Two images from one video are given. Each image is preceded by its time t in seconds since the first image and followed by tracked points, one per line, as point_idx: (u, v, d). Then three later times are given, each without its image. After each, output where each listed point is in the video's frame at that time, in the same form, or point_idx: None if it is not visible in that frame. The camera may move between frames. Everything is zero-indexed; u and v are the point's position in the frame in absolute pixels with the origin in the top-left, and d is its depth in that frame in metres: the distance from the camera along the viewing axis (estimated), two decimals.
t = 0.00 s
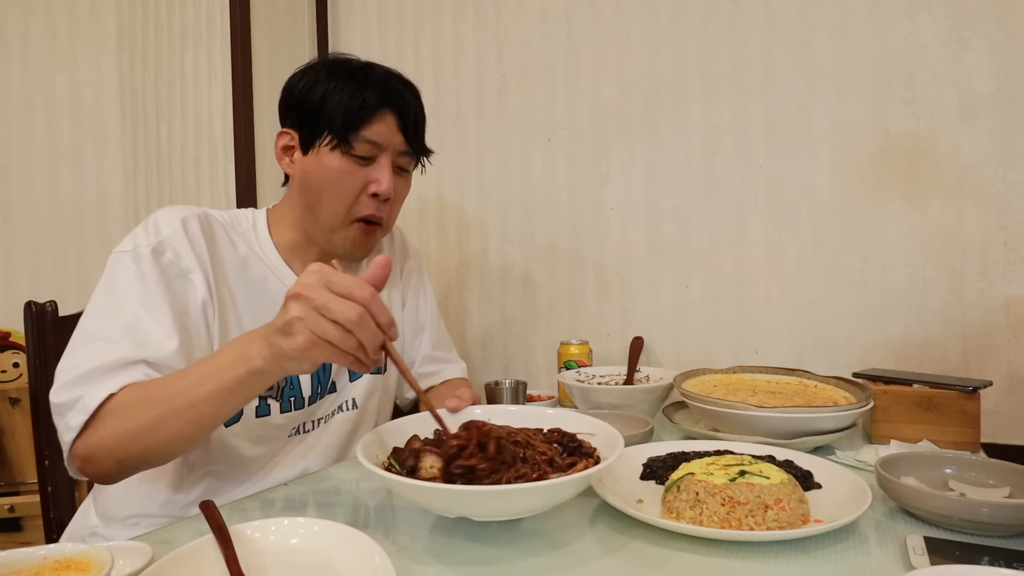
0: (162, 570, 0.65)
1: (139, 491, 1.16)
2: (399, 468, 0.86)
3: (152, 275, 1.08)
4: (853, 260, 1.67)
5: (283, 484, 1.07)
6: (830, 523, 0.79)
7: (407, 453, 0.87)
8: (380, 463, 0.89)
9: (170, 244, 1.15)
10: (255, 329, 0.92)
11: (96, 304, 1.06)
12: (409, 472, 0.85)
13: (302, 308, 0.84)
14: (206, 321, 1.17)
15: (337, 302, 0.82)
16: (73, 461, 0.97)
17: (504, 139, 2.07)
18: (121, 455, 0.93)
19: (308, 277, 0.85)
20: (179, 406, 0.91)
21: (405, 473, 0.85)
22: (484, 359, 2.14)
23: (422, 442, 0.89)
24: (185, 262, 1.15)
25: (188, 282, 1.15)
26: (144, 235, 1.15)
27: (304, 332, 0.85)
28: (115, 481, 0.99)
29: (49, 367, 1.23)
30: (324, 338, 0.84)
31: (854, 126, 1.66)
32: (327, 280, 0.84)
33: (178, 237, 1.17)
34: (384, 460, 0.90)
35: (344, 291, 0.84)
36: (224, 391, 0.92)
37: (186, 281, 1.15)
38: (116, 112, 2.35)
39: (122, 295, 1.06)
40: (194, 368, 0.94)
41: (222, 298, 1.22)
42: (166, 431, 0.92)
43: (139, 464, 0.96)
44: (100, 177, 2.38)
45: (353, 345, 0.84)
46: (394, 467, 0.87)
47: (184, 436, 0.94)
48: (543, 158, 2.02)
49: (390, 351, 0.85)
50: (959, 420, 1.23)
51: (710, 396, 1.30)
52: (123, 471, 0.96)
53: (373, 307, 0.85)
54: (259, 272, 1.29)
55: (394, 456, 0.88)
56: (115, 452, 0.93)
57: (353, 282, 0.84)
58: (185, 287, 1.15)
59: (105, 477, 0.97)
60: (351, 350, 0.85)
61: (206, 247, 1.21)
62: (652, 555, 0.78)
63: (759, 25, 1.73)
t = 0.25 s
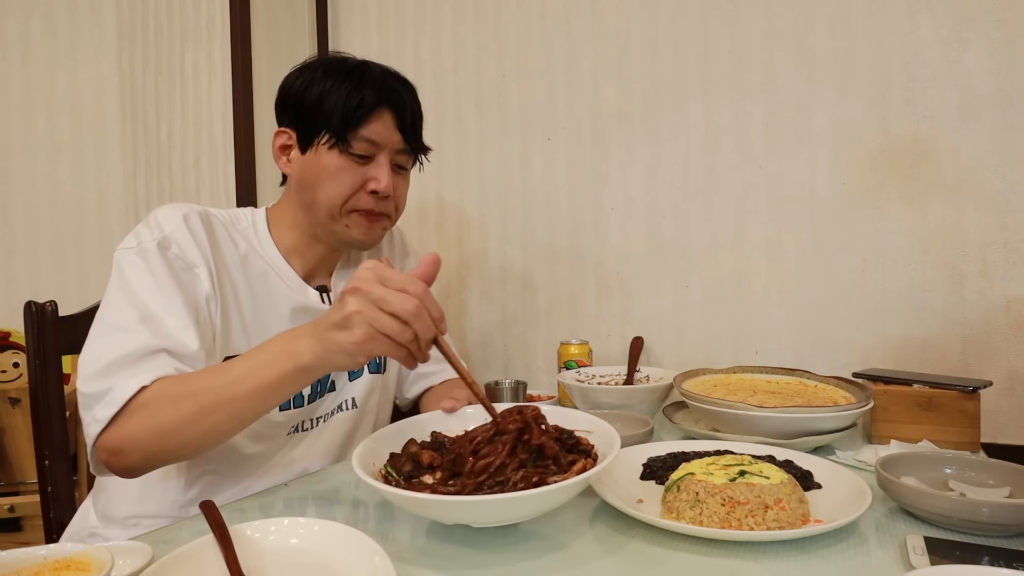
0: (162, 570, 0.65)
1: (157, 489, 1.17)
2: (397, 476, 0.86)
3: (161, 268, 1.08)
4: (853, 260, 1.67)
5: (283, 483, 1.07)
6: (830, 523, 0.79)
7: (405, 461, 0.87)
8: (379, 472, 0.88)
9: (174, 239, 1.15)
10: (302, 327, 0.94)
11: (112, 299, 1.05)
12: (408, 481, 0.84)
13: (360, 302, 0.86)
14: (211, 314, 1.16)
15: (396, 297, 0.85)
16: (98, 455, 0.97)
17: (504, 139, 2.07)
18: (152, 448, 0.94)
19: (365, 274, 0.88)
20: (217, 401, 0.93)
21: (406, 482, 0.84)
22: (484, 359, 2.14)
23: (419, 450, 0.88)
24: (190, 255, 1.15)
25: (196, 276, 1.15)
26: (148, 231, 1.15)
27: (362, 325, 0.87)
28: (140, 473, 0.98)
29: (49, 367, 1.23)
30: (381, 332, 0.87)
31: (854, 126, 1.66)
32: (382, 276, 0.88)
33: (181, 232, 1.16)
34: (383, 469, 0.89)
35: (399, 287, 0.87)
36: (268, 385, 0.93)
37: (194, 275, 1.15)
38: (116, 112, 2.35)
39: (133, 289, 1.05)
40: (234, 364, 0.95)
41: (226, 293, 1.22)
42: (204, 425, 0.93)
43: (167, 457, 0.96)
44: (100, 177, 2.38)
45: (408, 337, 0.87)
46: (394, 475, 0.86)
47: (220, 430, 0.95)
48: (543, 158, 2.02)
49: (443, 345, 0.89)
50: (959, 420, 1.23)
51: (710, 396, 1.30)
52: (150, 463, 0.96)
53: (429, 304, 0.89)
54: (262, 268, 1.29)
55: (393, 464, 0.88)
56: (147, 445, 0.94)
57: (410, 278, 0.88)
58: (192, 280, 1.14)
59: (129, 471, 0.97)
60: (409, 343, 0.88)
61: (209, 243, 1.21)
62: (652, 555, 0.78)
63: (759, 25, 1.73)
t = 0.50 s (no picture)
0: (162, 570, 0.65)
1: (154, 489, 1.17)
2: (392, 483, 0.85)
3: (161, 267, 1.08)
4: (853, 260, 1.67)
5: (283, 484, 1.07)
6: (830, 523, 0.79)
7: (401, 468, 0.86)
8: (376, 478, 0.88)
9: (175, 239, 1.15)
10: (311, 330, 0.98)
11: (111, 298, 1.05)
12: (403, 488, 0.84)
13: (381, 308, 0.94)
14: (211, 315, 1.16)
15: (416, 305, 0.96)
16: (92, 455, 0.96)
17: (504, 139, 2.07)
18: (150, 447, 0.94)
19: (383, 283, 0.96)
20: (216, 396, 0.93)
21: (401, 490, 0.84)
22: (484, 359, 2.14)
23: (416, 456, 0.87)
24: (191, 256, 1.15)
25: (196, 277, 1.15)
26: (150, 231, 1.14)
27: (381, 329, 0.94)
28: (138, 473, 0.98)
29: (49, 367, 1.23)
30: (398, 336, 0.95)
31: (854, 127, 1.66)
32: (397, 285, 0.98)
33: (183, 232, 1.16)
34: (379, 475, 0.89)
35: (415, 296, 0.98)
36: (269, 383, 0.95)
37: (195, 276, 1.15)
38: (116, 112, 2.35)
39: (133, 289, 1.05)
40: (241, 364, 0.97)
41: (226, 294, 1.22)
42: (207, 423, 0.94)
43: (164, 456, 0.96)
44: (100, 177, 2.38)
45: (420, 341, 0.96)
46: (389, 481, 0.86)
47: (221, 429, 0.96)
48: (543, 158, 2.02)
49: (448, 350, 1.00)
50: (959, 420, 1.23)
51: (710, 396, 1.30)
52: (146, 463, 0.96)
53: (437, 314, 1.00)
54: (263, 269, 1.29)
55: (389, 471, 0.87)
56: (145, 443, 0.93)
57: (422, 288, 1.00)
58: (192, 280, 1.14)
59: (124, 470, 0.96)
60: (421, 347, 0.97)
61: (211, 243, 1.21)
62: (652, 555, 0.78)
63: (759, 25, 1.73)
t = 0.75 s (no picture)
0: (162, 570, 0.65)
1: (152, 487, 1.17)
2: (396, 481, 0.86)
3: (150, 269, 1.08)
4: (853, 260, 1.67)
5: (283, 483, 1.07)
6: (830, 524, 0.79)
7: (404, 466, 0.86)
8: (377, 476, 0.88)
9: (170, 241, 1.15)
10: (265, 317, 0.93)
11: (96, 298, 1.06)
12: (407, 487, 0.85)
13: (325, 296, 0.87)
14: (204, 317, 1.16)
15: (362, 293, 0.87)
16: (65, 450, 0.96)
17: (504, 139, 2.07)
18: (115, 442, 0.94)
19: (331, 270, 0.89)
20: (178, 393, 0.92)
21: (404, 489, 0.84)
22: (484, 359, 2.14)
23: (418, 455, 0.87)
24: (183, 258, 1.15)
25: (187, 278, 1.15)
26: (145, 232, 1.15)
27: (325, 319, 0.87)
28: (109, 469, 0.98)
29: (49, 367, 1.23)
30: (344, 326, 0.88)
31: (854, 126, 1.66)
32: (348, 273, 0.90)
33: (178, 234, 1.17)
34: (381, 472, 0.89)
35: (365, 283, 0.89)
36: (227, 376, 0.92)
37: (184, 277, 1.15)
38: (116, 112, 2.35)
39: (120, 290, 1.06)
40: (194, 357, 0.94)
41: (222, 296, 1.22)
42: (163, 418, 0.93)
43: (132, 453, 0.96)
44: (100, 177, 2.38)
45: (371, 333, 0.88)
46: (391, 480, 0.86)
47: (181, 425, 0.94)
48: (543, 158, 2.02)
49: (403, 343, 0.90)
50: (959, 420, 1.23)
51: (710, 396, 1.30)
52: (116, 459, 0.96)
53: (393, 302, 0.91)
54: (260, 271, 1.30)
55: (391, 470, 0.87)
56: (112, 439, 0.93)
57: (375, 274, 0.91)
58: (183, 283, 1.14)
59: (97, 466, 0.97)
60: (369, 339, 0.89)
61: (207, 246, 1.21)
62: (652, 556, 0.78)
63: (759, 25, 1.73)
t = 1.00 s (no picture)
0: (162, 570, 0.65)
1: (152, 486, 1.17)
2: (398, 480, 0.86)
3: (155, 264, 1.08)
4: (853, 260, 1.67)
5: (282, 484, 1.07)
6: (830, 523, 0.79)
7: (406, 464, 0.86)
8: (379, 476, 0.87)
9: (172, 238, 1.15)
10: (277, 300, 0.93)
11: (107, 293, 1.06)
12: (410, 485, 0.85)
13: (330, 270, 0.86)
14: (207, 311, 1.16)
15: (365, 264, 0.85)
16: (91, 444, 0.94)
17: (504, 139, 2.07)
18: (140, 432, 0.91)
19: (335, 241, 0.87)
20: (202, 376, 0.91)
21: (408, 487, 0.84)
22: (485, 359, 2.14)
23: (419, 453, 0.87)
24: (186, 253, 1.15)
25: (191, 273, 1.15)
26: (147, 229, 1.15)
27: (328, 292, 0.87)
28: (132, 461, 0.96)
29: (49, 367, 1.23)
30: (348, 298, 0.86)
31: (854, 126, 1.66)
32: (352, 244, 0.87)
33: (180, 232, 1.17)
34: (382, 472, 0.89)
35: (370, 255, 0.87)
36: (245, 360, 0.91)
37: (189, 272, 1.15)
38: (116, 112, 2.35)
39: (128, 284, 1.06)
40: (213, 343, 0.93)
41: (224, 293, 1.22)
42: (187, 404, 0.91)
43: (159, 444, 0.94)
44: (100, 177, 2.38)
45: (374, 307, 0.86)
46: (393, 480, 0.86)
47: (206, 412, 0.93)
48: (543, 158, 2.02)
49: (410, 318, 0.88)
50: (959, 420, 1.23)
51: (710, 396, 1.30)
52: (142, 450, 0.94)
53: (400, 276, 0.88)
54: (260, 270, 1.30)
55: (393, 470, 0.87)
56: (137, 430, 0.91)
57: (379, 246, 0.88)
58: (188, 279, 1.14)
59: (122, 459, 0.95)
60: (372, 310, 0.86)
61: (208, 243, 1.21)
62: (653, 556, 0.78)
63: (759, 25, 1.73)
